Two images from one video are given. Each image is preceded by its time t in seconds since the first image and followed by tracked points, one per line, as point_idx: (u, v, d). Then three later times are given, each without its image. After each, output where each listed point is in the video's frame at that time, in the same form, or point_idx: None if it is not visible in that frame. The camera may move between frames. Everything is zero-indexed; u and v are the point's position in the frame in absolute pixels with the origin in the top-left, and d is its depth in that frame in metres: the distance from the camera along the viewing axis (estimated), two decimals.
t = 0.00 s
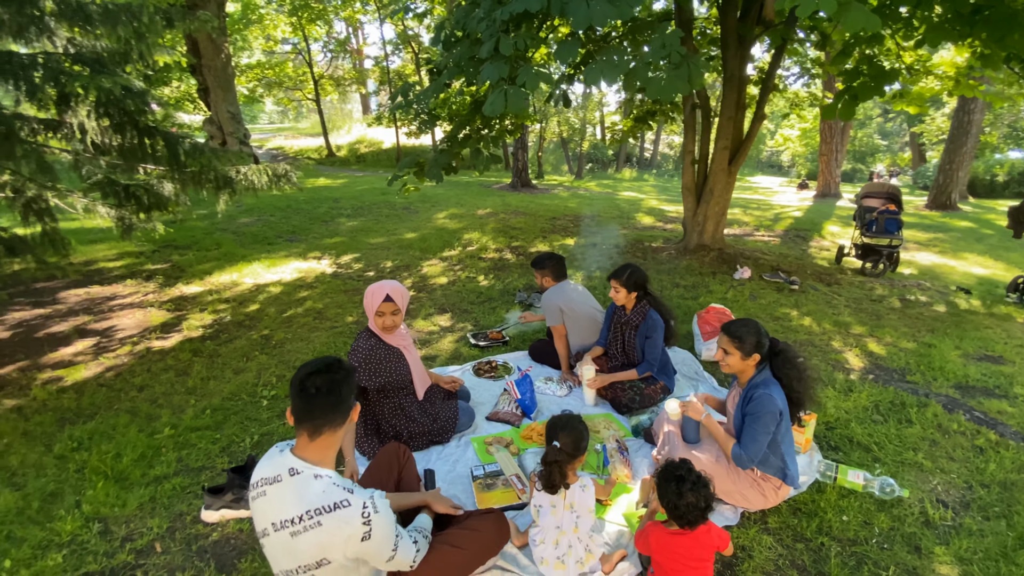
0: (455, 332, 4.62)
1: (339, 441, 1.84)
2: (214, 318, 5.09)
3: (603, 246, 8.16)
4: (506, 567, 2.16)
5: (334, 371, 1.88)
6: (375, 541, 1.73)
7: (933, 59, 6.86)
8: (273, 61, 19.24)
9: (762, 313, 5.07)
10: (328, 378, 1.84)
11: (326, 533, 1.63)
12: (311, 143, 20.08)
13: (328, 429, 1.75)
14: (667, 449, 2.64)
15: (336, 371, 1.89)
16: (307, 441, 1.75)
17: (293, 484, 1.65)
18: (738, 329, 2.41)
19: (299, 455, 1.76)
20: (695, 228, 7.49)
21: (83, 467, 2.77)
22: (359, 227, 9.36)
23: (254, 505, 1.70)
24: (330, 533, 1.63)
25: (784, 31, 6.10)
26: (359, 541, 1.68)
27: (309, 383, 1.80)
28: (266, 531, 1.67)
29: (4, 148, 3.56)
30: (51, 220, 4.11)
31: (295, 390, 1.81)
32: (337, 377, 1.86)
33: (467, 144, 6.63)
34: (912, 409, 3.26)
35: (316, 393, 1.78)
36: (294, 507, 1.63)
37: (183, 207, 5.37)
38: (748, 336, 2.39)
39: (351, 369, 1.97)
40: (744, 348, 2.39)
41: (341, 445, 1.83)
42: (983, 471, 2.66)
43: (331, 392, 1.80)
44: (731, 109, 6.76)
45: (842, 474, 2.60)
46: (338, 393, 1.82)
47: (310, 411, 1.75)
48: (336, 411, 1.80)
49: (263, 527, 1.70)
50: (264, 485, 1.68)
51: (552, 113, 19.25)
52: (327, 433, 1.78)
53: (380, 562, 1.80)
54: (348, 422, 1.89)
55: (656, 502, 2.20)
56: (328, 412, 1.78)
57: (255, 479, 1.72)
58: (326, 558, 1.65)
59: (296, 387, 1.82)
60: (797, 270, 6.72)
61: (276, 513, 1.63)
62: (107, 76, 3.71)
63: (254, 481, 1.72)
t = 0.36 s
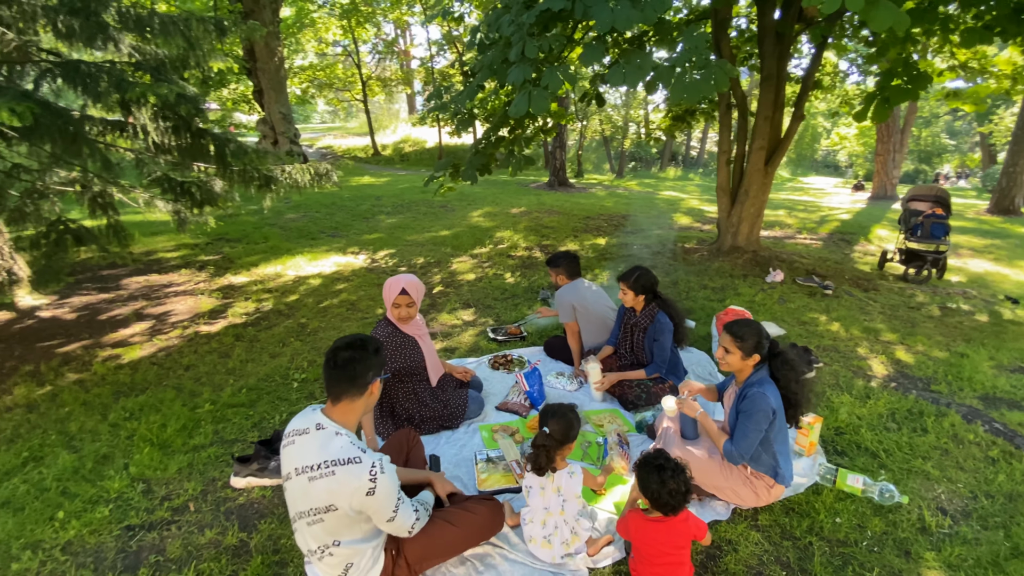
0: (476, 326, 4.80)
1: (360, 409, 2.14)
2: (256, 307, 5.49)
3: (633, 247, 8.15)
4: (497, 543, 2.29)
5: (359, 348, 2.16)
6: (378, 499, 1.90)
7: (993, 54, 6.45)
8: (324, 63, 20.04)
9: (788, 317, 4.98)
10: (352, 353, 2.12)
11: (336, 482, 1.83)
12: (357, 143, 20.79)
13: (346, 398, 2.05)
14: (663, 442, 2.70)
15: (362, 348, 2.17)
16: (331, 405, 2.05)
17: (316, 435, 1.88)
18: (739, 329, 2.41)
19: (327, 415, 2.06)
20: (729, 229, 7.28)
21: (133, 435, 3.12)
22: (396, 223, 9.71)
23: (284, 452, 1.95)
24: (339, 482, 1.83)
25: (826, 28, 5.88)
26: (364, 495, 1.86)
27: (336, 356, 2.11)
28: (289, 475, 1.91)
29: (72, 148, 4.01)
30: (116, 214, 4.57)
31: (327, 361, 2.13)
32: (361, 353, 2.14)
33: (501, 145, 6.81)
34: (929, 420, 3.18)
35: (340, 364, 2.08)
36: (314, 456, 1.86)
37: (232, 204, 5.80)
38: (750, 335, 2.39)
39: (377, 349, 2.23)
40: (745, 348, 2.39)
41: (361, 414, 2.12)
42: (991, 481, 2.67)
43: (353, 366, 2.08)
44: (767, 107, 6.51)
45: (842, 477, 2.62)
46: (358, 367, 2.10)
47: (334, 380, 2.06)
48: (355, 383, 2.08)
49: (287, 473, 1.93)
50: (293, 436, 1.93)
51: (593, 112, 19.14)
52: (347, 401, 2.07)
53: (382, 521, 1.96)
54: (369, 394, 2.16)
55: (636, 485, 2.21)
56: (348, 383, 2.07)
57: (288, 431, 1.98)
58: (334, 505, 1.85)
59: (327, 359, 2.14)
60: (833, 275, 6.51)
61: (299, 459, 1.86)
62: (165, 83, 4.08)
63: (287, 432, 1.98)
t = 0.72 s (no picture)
0: (487, 322, 4.87)
1: (354, 397, 2.16)
2: (280, 299, 5.72)
3: (655, 246, 8.04)
4: (480, 532, 2.34)
5: (354, 341, 2.15)
6: (366, 480, 1.95)
7: None
8: (361, 64, 20.52)
9: (807, 320, 4.83)
10: (345, 346, 2.12)
11: (328, 458, 1.90)
12: (391, 141, 21.23)
13: (339, 388, 2.08)
14: (653, 442, 2.69)
15: (358, 340, 2.16)
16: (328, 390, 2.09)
17: (314, 414, 1.96)
18: (731, 332, 2.36)
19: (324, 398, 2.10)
20: (754, 229, 7.09)
21: (154, 415, 3.33)
22: (421, 220, 9.87)
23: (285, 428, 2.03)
24: (331, 458, 1.89)
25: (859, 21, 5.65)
26: (353, 473, 1.92)
27: (331, 346, 2.12)
28: (285, 450, 1.98)
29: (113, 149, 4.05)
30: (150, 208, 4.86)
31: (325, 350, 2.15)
32: (354, 346, 2.13)
33: (524, 144, 6.82)
34: (944, 431, 3.04)
35: (332, 356, 2.09)
36: (309, 432, 1.93)
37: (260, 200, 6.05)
38: (741, 339, 2.34)
39: (373, 342, 2.21)
40: (736, 352, 2.34)
41: (355, 402, 2.14)
42: (1003, 496, 2.55)
43: (344, 359, 2.09)
44: (796, 105, 6.30)
45: (840, 484, 2.55)
46: (349, 360, 2.10)
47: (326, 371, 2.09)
48: (346, 375, 2.09)
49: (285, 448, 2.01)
50: (293, 412, 2.01)
51: (625, 110, 18.85)
52: (339, 389, 2.10)
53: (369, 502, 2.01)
54: (363, 384, 2.16)
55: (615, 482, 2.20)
56: (339, 374, 2.09)
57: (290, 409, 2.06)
58: (324, 480, 1.91)
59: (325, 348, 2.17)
60: (862, 279, 6.26)
61: (296, 435, 1.94)
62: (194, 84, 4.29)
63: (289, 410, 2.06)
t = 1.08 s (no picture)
0: (488, 319, 4.85)
1: (327, 389, 2.15)
2: (290, 293, 5.83)
3: (670, 246, 7.86)
4: (449, 530, 2.32)
5: (324, 333, 2.15)
6: (328, 473, 1.95)
7: None
8: (388, 63, 20.76)
9: (820, 324, 4.63)
10: (316, 339, 2.11)
11: (290, 451, 1.90)
12: (415, 139, 21.44)
13: (312, 379, 2.06)
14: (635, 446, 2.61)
15: (326, 333, 2.16)
16: (298, 384, 2.07)
17: (280, 407, 1.96)
18: (712, 336, 2.26)
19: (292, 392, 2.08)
20: (773, 229, 6.84)
21: (154, 403, 3.42)
22: (437, 218, 9.91)
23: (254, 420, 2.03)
24: (292, 451, 1.89)
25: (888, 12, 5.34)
26: (314, 467, 1.91)
27: (300, 341, 2.09)
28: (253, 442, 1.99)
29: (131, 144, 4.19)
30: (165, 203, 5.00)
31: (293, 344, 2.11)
32: (326, 338, 2.13)
33: (539, 141, 6.64)
34: (954, 444, 2.85)
35: (304, 350, 2.07)
36: (273, 425, 1.93)
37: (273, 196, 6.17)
38: (722, 344, 2.24)
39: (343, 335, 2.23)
40: (716, 356, 2.25)
41: (328, 394, 2.14)
42: (1013, 517, 2.36)
43: (317, 352, 2.07)
44: (817, 100, 6.01)
45: (831, 497, 2.41)
46: (322, 352, 2.09)
47: (298, 366, 2.05)
48: (321, 367, 2.08)
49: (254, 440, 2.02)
50: (261, 405, 2.01)
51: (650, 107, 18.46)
52: (313, 382, 2.09)
53: (332, 496, 2.01)
54: (336, 374, 2.17)
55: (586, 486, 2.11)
56: (313, 367, 2.07)
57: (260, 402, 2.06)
58: (286, 473, 1.91)
59: (294, 342, 2.13)
60: (886, 282, 5.96)
61: (262, 426, 1.94)
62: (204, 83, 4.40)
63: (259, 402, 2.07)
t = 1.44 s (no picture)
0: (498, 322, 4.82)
1: (315, 386, 2.18)
2: (309, 291, 5.95)
3: (694, 249, 7.66)
4: (434, 535, 2.32)
5: (314, 329, 2.17)
6: (309, 472, 1.97)
7: None
8: (420, 63, 20.98)
9: (845, 334, 4.41)
10: (307, 335, 2.13)
11: (271, 449, 1.93)
12: (444, 139, 21.60)
13: (301, 374, 2.09)
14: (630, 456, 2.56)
15: (320, 329, 2.20)
16: (286, 381, 2.09)
17: (264, 406, 2.00)
18: (709, 347, 2.19)
19: (279, 390, 2.11)
20: (801, 234, 6.56)
21: (170, 395, 3.54)
22: (460, 217, 9.95)
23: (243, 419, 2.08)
24: (274, 450, 1.92)
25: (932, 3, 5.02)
26: (295, 465, 1.94)
27: (294, 333, 2.13)
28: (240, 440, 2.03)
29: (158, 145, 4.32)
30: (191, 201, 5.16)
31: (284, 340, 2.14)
32: (317, 334, 2.15)
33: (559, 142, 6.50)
34: (979, 470, 2.65)
35: (293, 346, 2.10)
36: (257, 424, 1.97)
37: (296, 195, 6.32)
38: (718, 356, 2.17)
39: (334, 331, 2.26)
40: (710, 368, 2.18)
41: (316, 390, 2.17)
42: None
43: (307, 346, 2.10)
44: (851, 99, 5.71)
45: (834, 521, 2.29)
46: (318, 345, 2.14)
47: (290, 356, 2.08)
48: (312, 360, 2.11)
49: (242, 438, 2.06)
50: (248, 404, 2.05)
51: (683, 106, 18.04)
52: (303, 376, 2.11)
53: (315, 495, 2.03)
54: (326, 370, 2.20)
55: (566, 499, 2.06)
56: (302, 363, 2.10)
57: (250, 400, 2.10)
58: (268, 471, 1.94)
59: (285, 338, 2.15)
60: (923, 292, 5.64)
61: (247, 425, 1.98)
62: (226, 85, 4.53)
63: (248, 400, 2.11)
